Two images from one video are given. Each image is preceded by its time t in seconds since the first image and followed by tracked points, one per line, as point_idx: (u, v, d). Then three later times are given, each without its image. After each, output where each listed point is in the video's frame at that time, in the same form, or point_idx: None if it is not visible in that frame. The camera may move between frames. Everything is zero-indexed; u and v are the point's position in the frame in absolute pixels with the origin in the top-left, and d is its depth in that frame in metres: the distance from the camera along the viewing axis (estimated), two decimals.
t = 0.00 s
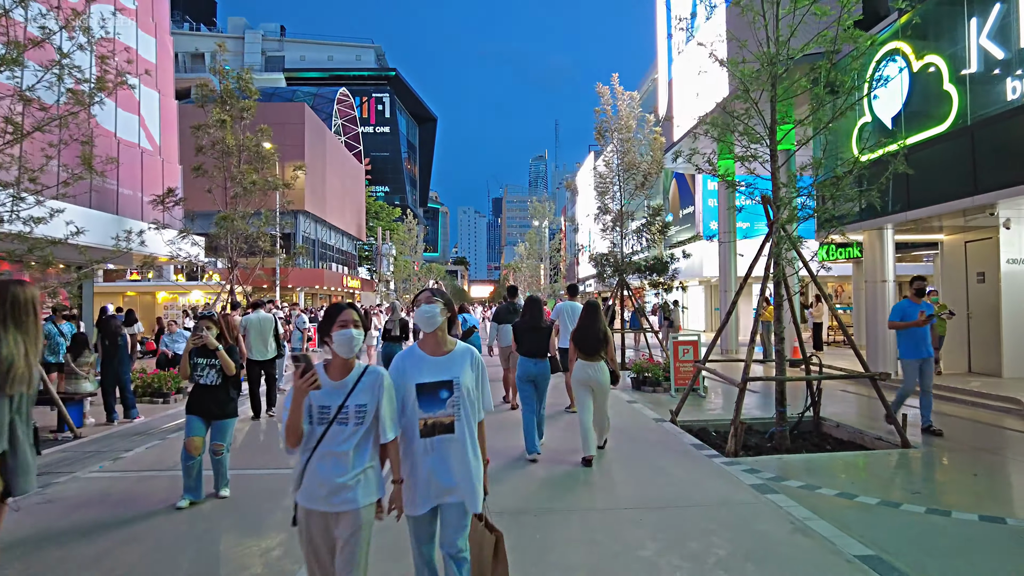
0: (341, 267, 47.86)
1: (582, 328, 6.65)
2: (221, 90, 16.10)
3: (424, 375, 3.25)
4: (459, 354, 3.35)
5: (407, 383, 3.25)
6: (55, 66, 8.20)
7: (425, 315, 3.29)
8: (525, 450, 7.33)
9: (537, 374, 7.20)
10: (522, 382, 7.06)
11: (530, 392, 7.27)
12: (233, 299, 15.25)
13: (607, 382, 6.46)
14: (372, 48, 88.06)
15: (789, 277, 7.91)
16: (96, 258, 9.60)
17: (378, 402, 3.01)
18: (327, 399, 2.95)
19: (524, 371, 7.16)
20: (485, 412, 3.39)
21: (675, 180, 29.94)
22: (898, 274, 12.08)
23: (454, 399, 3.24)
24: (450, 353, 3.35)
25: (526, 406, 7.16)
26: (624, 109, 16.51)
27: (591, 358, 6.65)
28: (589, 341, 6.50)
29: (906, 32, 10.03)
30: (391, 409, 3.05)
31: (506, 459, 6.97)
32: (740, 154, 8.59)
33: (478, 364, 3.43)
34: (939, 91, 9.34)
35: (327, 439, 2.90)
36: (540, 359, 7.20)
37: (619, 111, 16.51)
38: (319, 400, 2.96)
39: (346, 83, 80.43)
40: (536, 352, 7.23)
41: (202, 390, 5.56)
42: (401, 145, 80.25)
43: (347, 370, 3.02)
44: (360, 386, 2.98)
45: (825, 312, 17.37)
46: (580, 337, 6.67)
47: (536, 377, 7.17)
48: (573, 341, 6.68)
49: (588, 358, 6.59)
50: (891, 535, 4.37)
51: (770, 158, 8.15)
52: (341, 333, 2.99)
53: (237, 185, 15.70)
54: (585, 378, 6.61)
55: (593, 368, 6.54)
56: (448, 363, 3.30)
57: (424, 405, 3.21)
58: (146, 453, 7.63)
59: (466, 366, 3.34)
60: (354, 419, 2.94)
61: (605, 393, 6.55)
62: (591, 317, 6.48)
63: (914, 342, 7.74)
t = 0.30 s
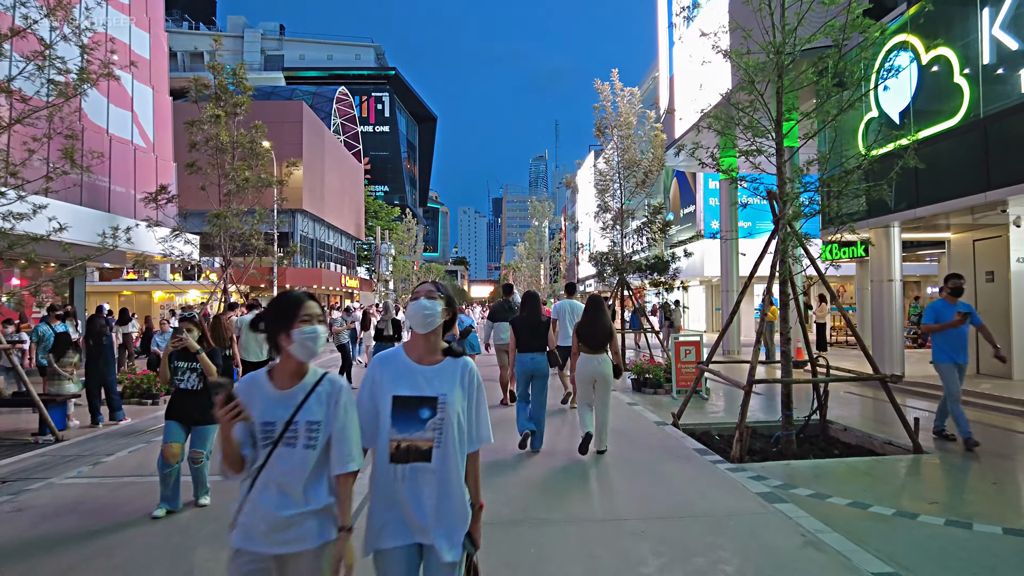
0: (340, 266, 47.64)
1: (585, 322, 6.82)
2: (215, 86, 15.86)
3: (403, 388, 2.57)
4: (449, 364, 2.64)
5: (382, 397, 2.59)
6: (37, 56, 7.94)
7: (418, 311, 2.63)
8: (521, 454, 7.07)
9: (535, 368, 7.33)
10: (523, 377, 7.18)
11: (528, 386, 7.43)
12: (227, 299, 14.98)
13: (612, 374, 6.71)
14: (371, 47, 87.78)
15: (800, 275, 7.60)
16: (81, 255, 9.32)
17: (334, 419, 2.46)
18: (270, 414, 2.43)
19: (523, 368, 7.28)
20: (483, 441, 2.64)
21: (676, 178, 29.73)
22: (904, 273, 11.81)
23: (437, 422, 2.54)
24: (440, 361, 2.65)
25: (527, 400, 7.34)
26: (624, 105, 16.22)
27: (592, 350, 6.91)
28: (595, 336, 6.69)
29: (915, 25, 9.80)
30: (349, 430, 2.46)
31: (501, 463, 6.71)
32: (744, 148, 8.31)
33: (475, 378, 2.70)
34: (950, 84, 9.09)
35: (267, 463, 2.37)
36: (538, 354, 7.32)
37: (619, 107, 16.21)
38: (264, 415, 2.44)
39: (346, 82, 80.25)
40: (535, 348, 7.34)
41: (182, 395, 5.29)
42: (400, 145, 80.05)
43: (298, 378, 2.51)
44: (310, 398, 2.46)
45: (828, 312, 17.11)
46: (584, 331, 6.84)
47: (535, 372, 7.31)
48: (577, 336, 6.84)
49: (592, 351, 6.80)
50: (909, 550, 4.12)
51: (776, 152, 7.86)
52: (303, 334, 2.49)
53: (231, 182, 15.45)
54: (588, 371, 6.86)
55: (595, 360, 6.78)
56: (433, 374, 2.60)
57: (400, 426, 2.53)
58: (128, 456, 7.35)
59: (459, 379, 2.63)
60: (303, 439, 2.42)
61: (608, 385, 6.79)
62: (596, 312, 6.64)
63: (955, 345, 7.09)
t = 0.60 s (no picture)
0: (338, 266, 47.36)
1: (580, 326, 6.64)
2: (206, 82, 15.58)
3: (324, 427, 2.08)
4: (382, 392, 2.09)
5: (304, 439, 2.12)
6: (13, 47, 7.65)
7: (333, 329, 2.18)
8: (515, 463, 6.77)
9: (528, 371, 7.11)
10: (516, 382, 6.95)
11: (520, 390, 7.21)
12: (217, 299, 14.69)
13: (609, 379, 6.59)
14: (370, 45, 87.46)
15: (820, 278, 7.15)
16: (61, 254, 9.01)
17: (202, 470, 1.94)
18: (119, 470, 1.91)
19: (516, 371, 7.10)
20: (443, 493, 2.08)
21: (675, 177, 29.47)
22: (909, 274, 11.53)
23: (367, 469, 2.03)
24: (372, 388, 2.12)
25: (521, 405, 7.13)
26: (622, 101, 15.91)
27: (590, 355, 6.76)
28: (590, 340, 6.52)
29: (921, 19, 9.58)
30: (241, 486, 1.96)
31: (494, 472, 6.40)
32: (747, 143, 8.01)
33: (427, 410, 2.13)
34: (958, 79, 8.88)
35: (120, 538, 1.86)
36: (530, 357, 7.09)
37: (617, 104, 15.91)
38: (113, 472, 1.91)
39: (344, 81, 79.96)
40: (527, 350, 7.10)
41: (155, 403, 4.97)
42: (399, 144, 79.77)
43: (158, 420, 1.99)
44: (175, 445, 1.92)
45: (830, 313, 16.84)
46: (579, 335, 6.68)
47: (527, 376, 7.08)
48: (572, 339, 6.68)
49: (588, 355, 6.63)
50: (926, 570, 3.85)
51: (781, 147, 7.56)
52: (143, 362, 2.01)
53: (222, 180, 15.16)
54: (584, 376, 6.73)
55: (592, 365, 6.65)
56: (362, 407, 2.08)
57: (323, 475, 2.06)
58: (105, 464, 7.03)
59: (398, 411, 2.08)
60: (167, 502, 1.89)
61: (605, 389, 6.65)
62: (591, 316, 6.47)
63: (1001, 349, 6.62)
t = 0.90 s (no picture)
0: (334, 266, 47.01)
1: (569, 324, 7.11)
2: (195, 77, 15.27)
3: (156, 475, 1.71)
4: (230, 417, 1.73)
5: (134, 497, 1.74)
6: None
7: (157, 337, 1.80)
8: (505, 468, 6.48)
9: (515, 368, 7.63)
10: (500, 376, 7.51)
11: (507, 386, 7.66)
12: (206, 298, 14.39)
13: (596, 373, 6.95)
14: (366, 44, 87.06)
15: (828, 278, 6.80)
16: (38, 252, 8.71)
17: None
18: None
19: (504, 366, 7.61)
20: (324, 533, 1.71)
21: (674, 176, 29.20)
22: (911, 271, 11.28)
23: (217, 523, 1.64)
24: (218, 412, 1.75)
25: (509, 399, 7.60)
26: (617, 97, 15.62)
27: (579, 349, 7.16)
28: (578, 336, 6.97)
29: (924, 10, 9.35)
30: (33, 574, 1.54)
31: (485, 478, 6.13)
32: (747, 137, 7.75)
33: (296, 429, 1.73)
34: (963, 72, 8.68)
35: None
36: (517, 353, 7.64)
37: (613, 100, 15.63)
38: None
39: (341, 80, 79.60)
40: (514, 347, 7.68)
41: (121, 406, 4.60)
42: (396, 144, 79.46)
43: None
44: None
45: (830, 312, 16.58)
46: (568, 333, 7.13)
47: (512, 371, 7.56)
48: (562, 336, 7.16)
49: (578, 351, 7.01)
50: None
51: (782, 140, 7.32)
52: None
53: (211, 177, 14.87)
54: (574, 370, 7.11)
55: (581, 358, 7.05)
56: (206, 436, 1.71)
57: (158, 541, 1.67)
58: (81, 469, 6.74)
59: (251, 439, 1.70)
60: None
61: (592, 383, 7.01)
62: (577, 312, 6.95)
63: None
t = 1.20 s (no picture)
0: (331, 266, 46.73)
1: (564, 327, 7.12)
2: (185, 74, 14.93)
3: None
4: None
5: None
6: None
7: None
8: (499, 478, 6.18)
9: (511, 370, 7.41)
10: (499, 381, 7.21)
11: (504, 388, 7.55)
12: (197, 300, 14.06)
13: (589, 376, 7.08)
14: (365, 44, 86.74)
15: (837, 279, 6.49)
16: (13, 251, 8.36)
17: None
18: None
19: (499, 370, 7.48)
20: None
21: (673, 175, 28.95)
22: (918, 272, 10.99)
23: None
24: None
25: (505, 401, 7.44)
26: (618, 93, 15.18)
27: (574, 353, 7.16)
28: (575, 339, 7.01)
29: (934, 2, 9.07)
30: None
31: (475, 490, 5.82)
32: (750, 132, 7.45)
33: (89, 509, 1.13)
34: (975, 65, 8.44)
35: None
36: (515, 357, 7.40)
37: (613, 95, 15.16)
38: None
39: (339, 80, 79.39)
40: (511, 350, 7.38)
41: (86, 417, 4.27)
42: (394, 143, 79.15)
43: None
44: None
45: (834, 313, 16.29)
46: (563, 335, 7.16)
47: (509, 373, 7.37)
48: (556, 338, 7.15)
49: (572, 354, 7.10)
50: None
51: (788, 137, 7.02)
52: None
53: (201, 176, 14.56)
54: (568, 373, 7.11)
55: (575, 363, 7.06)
56: None
57: None
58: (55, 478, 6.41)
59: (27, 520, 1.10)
60: None
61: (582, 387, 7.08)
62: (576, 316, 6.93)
63: None
